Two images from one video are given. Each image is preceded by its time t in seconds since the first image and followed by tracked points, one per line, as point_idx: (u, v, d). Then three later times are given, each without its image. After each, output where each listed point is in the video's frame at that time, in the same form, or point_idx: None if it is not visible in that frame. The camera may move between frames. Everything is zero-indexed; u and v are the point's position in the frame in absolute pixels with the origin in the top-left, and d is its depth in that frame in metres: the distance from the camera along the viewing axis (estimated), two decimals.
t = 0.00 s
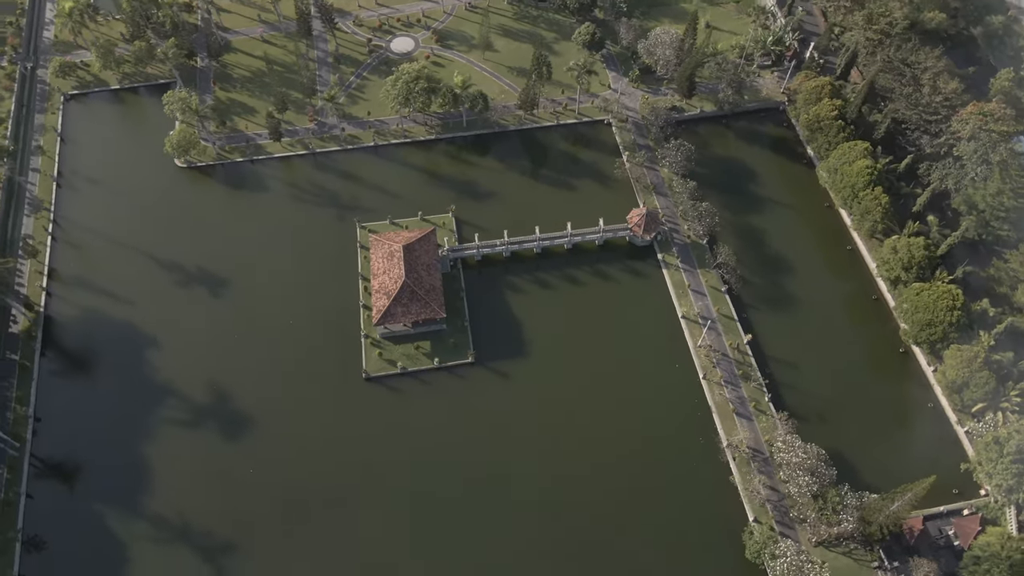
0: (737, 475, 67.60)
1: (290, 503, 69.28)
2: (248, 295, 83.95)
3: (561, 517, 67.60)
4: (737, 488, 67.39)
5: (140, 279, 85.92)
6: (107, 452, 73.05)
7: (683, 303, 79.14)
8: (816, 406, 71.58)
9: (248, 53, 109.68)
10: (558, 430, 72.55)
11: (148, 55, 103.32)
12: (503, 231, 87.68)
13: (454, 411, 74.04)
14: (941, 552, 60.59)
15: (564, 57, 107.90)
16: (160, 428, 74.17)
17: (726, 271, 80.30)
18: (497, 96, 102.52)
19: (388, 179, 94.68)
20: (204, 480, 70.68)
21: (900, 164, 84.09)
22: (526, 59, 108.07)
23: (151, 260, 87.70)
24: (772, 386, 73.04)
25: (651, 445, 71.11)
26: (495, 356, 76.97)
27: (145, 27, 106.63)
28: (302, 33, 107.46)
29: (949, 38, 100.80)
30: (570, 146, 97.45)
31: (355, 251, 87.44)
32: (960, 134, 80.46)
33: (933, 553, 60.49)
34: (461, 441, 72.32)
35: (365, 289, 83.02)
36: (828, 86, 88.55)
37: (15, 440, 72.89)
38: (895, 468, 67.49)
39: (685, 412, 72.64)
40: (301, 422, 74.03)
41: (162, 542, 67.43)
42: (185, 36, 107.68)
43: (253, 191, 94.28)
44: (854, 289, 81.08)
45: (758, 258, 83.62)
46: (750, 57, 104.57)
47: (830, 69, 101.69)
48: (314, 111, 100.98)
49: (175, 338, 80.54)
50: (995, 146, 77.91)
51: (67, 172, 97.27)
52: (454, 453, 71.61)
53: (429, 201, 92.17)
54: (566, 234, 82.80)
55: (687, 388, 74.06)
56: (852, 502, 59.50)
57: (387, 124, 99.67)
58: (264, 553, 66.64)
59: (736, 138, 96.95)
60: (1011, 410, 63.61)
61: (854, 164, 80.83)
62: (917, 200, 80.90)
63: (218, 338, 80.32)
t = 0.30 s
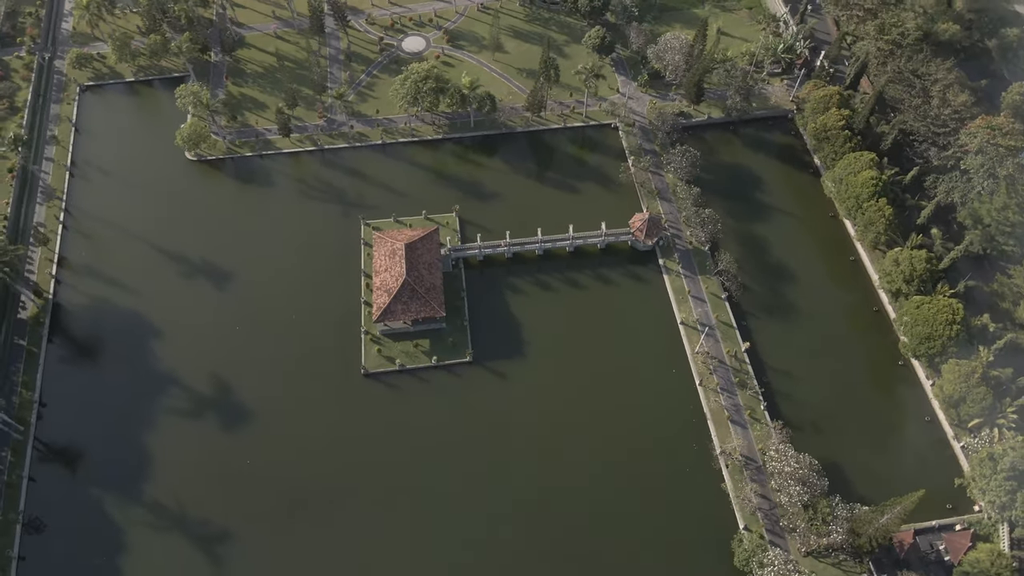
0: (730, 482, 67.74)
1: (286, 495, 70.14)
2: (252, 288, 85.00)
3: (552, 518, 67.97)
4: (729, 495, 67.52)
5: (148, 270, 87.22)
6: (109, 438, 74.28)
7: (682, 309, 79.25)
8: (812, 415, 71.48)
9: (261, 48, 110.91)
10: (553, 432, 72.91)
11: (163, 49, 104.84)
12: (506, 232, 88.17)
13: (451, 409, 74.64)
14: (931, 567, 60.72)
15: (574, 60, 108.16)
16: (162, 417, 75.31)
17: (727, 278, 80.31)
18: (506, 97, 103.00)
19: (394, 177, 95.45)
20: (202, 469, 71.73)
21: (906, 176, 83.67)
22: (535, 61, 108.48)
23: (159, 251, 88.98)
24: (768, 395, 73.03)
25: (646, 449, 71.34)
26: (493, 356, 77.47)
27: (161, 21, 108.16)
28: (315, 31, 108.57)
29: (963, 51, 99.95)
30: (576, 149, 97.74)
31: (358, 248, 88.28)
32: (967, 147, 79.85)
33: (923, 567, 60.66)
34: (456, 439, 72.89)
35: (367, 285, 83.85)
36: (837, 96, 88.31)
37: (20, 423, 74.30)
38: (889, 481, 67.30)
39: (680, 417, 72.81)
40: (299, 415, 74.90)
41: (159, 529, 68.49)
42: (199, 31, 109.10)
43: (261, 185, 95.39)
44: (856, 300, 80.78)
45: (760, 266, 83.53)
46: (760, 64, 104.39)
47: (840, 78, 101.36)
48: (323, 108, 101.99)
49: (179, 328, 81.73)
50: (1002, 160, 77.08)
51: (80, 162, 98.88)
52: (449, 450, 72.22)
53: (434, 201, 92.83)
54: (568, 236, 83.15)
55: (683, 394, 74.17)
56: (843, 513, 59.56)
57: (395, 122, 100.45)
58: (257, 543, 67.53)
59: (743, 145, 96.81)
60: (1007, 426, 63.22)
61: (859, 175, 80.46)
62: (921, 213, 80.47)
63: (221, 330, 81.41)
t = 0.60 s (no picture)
0: (721, 489, 67.91)
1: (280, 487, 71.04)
2: (256, 282, 86.03)
3: (542, 519, 68.44)
4: (720, 502, 67.72)
5: (154, 261, 88.53)
6: (111, 425, 75.57)
7: (681, 315, 79.37)
8: (807, 426, 71.42)
9: (274, 44, 112.06)
10: (547, 433, 73.32)
11: (177, 43, 106.25)
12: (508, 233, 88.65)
13: (446, 407, 75.26)
14: None
15: (583, 63, 108.38)
16: (163, 405, 76.48)
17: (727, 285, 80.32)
18: (514, 99, 103.44)
19: (400, 175, 96.22)
20: (200, 458, 72.81)
21: (912, 188, 83.17)
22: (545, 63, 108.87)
23: (166, 242, 90.26)
24: (764, 403, 73.00)
25: (639, 453, 71.60)
26: (491, 356, 78.00)
27: (177, 16, 109.60)
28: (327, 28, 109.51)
29: (977, 63, 99.09)
30: (582, 152, 98.02)
31: (362, 245, 89.08)
32: (974, 161, 79.39)
33: None
34: (451, 437, 73.48)
35: (369, 282, 84.65)
36: (845, 105, 87.83)
37: (25, 408, 75.82)
38: (882, 493, 67.20)
39: (675, 423, 73.03)
40: (297, 409, 75.78)
41: (156, 516, 69.69)
42: (214, 26, 110.41)
43: (269, 180, 96.47)
44: (856, 311, 80.53)
45: (761, 274, 83.45)
46: (770, 72, 104.21)
47: (850, 88, 100.86)
48: (333, 105, 102.95)
49: (183, 319, 82.90)
50: (1009, 174, 76.57)
51: (93, 152, 100.50)
52: (443, 448, 72.87)
53: (438, 200, 93.47)
54: (570, 239, 83.48)
55: (679, 400, 74.35)
56: (832, 524, 59.54)
57: (403, 121, 101.20)
58: (251, 533, 68.53)
59: (749, 152, 96.65)
60: (1002, 443, 62.91)
61: (863, 185, 80.12)
62: (926, 225, 80.06)
63: (224, 322, 82.48)
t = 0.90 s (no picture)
0: (713, 496, 68.21)
1: (276, 479, 71.97)
2: (260, 276, 87.10)
3: (533, 519, 68.91)
4: (711, 509, 68.02)
5: (162, 252, 89.85)
6: (113, 412, 76.92)
7: (680, 321, 79.50)
8: (801, 436, 71.45)
9: (287, 41, 113.19)
10: (541, 434, 73.77)
11: (192, 37, 107.62)
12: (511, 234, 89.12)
13: (443, 405, 75.88)
14: None
15: (593, 66, 108.57)
16: (165, 395, 77.65)
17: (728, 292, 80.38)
18: (522, 100, 103.87)
19: (406, 174, 96.98)
20: (198, 448, 73.89)
21: (916, 201, 82.67)
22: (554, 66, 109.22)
23: (174, 234, 91.54)
24: (759, 412, 73.05)
25: (631, 458, 71.96)
26: (489, 356, 78.53)
27: (193, 10, 110.95)
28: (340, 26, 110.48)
29: (991, 75, 98.07)
30: (588, 155, 98.27)
31: (366, 242, 89.91)
32: (981, 174, 78.95)
33: None
34: (447, 435, 74.11)
35: (371, 279, 85.45)
36: (852, 115, 87.49)
37: (31, 393, 77.27)
38: (874, 505, 67.22)
39: (669, 429, 73.34)
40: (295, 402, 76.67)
41: (153, 503, 70.84)
42: (228, 21, 111.70)
43: (277, 175, 97.56)
44: (857, 322, 80.32)
45: (762, 283, 83.40)
46: (779, 80, 104.04)
47: (859, 98, 100.41)
48: (342, 102, 103.90)
49: (187, 310, 84.14)
50: (1015, 189, 76.12)
51: (106, 143, 102.06)
52: (438, 445, 73.53)
53: (443, 199, 94.10)
54: (572, 242, 83.94)
55: (674, 406, 74.58)
56: (822, 535, 59.61)
57: (412, 120, 101.95)
58: (246, 523, 69.55)
59: (755, 160, 96.47)
60: (997, 459, 62.64)
61: (868, 197, 79.80)
62: (929, 238, 79.40)
63: (227, 315, 83.59)
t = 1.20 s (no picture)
0: (705, 503, 68.51)
1: (273, 471, 72.93)
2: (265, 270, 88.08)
3: (525, 520, 69.49)
4: (702, 516, 68.31)
5: (170, 243, 91.09)
6: (117, 400, 78.22)
7: (679, 326, 79.67)
8: (796, 445, 71.48)
9: (301, 38, 114.29)
10: (536, 435, 74.33)
11: (206, 32, 108.98)
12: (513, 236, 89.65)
13: (440, 403, 76.49)
14: None
15: (602, 70, 108.79)
16: (167, 384, 78.85)
17: (728, 299, 80.41)
18: (530, 103, 104.34)
19: (412, 173, 97.71)
20: (197, 439, 74.93)
21: (922, 213, 82.05)
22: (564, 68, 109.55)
23: (182, 226, 92.77)
24: (755, 420, 73.12)
25: (625, 462, 72.41)
26: (487, 356, 79.09)
27: (208, 5, 112.27)
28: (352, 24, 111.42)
29: (1003, 87, 97.14)
30: (593, 159, 98.60)
31: (370, 239, 90.78)
32: (987, 189, 78.53)
33: None
34: (443, 433, 74.77)
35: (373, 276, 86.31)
36: (859, 126, 87.13)
37: (37, 378, 78.75)
38: (867, 516, 67.14)
39: (664, 435, 73.68)
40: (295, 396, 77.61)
41: (152, 491, 72.01)
42: (243, 17, 112.95)
43: (285, 171, 98.63)
44: (857, 333, 80.09)
45: (763, 291, 83.34)
46: (789, 88, 103.83)
47: (868, 108, 99.93)
48: (352, 100, 104.76)
49: (192, 301, 85.33)
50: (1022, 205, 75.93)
51: (119, 135, 103.58)
52: (433, 443, 74.21)
53: (448, 199, 94.75)
54: (574, 245, 84.65)
55: (670, 412, 74.97)
56: (810, 545, 59.59)
57: (420, 119, 102.70)
58: (242, 514, 70.56)
59: (761, 168, 96.31)
60: (991, 475, 62.31)
61: (872, 208, 79.49)
62: (933, 252, 78.65)
63: (231, 307, 84.68)
